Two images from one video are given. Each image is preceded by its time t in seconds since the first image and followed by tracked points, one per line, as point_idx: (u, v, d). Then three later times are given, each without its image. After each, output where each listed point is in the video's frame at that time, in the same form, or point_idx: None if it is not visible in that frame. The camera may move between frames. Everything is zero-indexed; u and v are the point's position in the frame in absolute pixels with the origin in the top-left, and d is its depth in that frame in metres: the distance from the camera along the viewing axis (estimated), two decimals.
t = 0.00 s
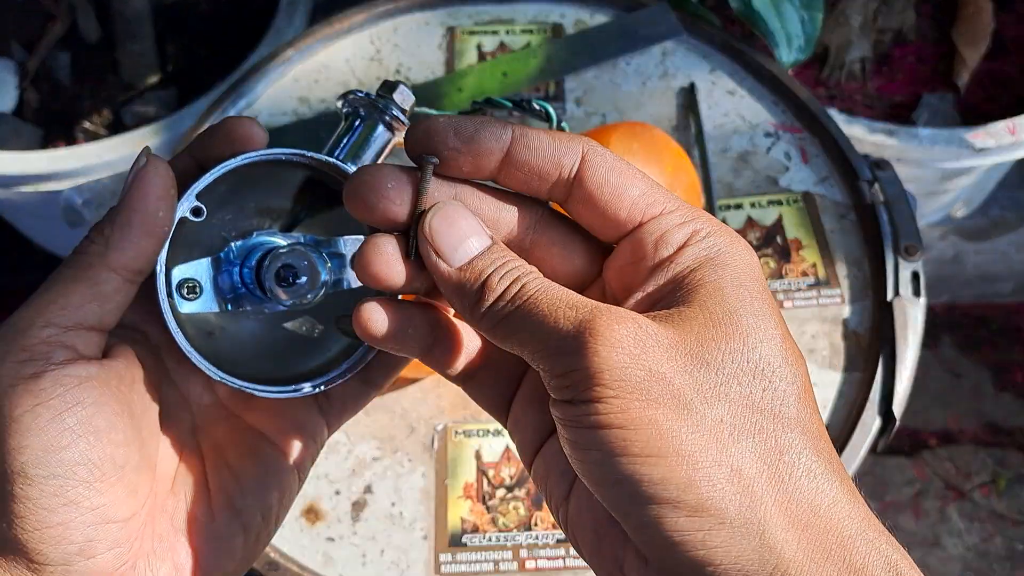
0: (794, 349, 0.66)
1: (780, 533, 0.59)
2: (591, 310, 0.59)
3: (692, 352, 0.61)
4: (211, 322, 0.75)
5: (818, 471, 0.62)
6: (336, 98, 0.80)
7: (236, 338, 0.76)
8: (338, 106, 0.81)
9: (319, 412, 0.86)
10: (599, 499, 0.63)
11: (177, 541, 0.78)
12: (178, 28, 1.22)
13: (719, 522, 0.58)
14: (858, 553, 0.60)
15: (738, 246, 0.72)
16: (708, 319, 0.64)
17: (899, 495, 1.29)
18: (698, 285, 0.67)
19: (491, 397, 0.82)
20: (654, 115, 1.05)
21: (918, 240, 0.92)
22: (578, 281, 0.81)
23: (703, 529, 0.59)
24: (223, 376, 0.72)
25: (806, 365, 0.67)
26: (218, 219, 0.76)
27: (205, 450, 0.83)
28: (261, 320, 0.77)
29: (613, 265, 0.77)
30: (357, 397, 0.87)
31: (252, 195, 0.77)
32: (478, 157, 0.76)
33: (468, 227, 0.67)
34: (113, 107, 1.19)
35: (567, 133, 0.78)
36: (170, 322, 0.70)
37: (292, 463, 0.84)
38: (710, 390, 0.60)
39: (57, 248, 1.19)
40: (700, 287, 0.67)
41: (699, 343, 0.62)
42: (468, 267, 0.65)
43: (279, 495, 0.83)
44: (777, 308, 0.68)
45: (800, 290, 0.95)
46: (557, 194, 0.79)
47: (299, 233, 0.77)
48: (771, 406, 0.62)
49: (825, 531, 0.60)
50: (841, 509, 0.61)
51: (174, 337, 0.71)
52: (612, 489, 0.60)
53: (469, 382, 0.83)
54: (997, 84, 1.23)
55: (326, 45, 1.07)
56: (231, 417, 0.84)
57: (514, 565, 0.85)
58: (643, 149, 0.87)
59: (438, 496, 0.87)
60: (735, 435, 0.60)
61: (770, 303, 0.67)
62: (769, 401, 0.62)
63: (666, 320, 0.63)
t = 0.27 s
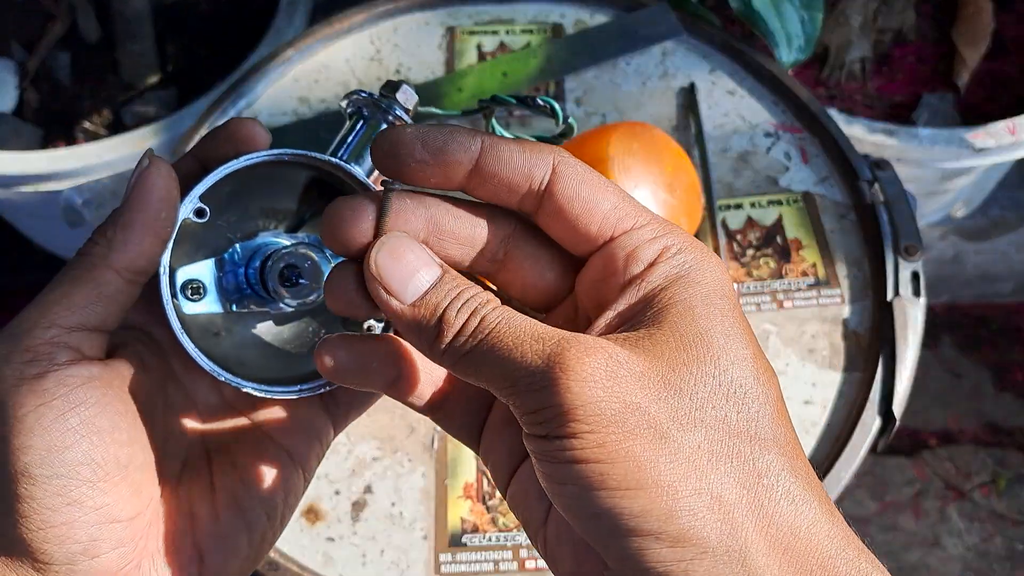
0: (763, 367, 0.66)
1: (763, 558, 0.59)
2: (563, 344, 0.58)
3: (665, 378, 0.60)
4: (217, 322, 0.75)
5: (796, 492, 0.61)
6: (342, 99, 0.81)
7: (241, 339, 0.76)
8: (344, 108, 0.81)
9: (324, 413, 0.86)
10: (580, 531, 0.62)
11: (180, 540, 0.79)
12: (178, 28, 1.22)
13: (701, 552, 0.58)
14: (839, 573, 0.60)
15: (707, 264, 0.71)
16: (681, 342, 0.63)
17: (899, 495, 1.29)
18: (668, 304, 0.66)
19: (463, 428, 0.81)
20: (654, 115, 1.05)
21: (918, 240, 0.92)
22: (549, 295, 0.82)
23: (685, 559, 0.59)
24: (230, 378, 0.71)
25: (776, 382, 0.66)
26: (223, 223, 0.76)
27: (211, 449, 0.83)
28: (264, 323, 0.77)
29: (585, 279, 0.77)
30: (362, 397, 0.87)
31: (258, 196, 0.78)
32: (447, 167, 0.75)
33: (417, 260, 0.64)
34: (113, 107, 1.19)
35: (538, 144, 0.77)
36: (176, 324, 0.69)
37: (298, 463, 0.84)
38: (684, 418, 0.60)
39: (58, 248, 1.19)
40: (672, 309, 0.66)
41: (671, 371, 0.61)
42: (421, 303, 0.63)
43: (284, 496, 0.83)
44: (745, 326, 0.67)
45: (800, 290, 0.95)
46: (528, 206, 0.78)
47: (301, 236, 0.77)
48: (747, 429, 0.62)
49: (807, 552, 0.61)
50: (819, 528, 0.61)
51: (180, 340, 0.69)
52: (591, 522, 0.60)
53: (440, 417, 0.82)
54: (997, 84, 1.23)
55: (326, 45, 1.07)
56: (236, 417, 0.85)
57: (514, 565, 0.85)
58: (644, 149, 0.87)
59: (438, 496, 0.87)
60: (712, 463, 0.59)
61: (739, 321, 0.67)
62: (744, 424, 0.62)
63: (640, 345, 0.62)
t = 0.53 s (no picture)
0: (800, 402, 0.65)
1: None
2: (594, 355, 0.58)
3: (694, 402, 0.60)
4: (208, 324, 0.75)
5: (816, 534, 0.61)
6: (329, 100, 0.81)
7: (234, 341, 0.76)
8: (331, 109, 0.81)
9: (317, 411, 0.87)
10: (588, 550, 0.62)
11: (172, 542, 0.78)
12: (178, 28, 1.22)
13: None
14: None
15: (748, 290, 0.70)
16: (715, 365, 0.63)
17: (899, 495, 1.29)
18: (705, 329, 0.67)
19: (481, 438, 0.81)
20: (653, 115, 1.05)
21: (918, 240, 0.92)
22: (586, 305, 0.83)
23: None
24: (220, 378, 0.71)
25: (811, 419, 0.66)
26: (213, 223, 0.76)
27: (204, 452, 0.83)
28: (256, 323, 0.76)
29: (624, 294, 0.77)
30: (353, 395, 0.87)
31: (247, 198, 0.77)
32: (488, 181, 0.74)
33: (448, 248, 0.63)
34: (113, 107, 1.19)
35: (580, 154, 0.76)
36: (165, 324, 0.69)
37: (291, 462, 0.84)
38: (711, 444, 0.60)
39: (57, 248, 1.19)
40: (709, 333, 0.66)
41: (703, 395, 0.61)
42: (452, 295, 0.62)
43: (276, 497, 0.83)
44: (784, 359, 0.67)
45: (800, 290, 0.95)
46: (569, 218, 0.78)
47: (291, 236, 0.77)
48: (774, 461, 0.61)
49: None
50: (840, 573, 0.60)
51: (170, 340, 0.70)
52: (600, 542, 0.60)
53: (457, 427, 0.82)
54: (997, 84, 1.23)
55: (326, 45, 1.07)
56: (229, 416, 0.85)
57: (514, 565, 0.86)
58: (643, 148, 0.87)
59: (438, 496, 0.87)
60: (732, 493, 0.59)
61: (778, 352, 0.66)
62: (770, 456, 0.61)
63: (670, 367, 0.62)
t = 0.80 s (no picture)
0: (843, 404, 0.64)
1: None
2: (635, 349, 0.58)
3: (736, 399, 0.60)
4: (211, 319, 0.74)
5: (859, 538, 0.59)
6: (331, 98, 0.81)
7: (238, 335, 0.75)
8: (333, 106, 0.81)
9: (319, 404, 0.87)
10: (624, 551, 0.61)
11: (177, 536, 0.78)
12: (177, 28, 1.22)
13: None
14: None
15: (789, 288, 0.70)
16: (756, 362, 0.63)
17: (899, 495, 1.29)
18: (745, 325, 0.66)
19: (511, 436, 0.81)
20: (653, 115, 1.06)
21: (918, 240, 0.92)
22: (620, 302, 0.83)
23: None
24: (224, 372, 0.71)
25: (854, 421, 0.65)
26: (216, 219, 0.75)
27: (207, 450, 0.82)
28: (260, 317, 0.76)
29: (659, 290, 0.77)
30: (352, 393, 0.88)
31: (249, 196, 0.77)
32: (524, 178, 0.74)
33: (497, 237, 0.64)
34: (113, 107, 1.19)
35: (614, 148, 0.76)
36: (170, 319, 0.70)
37: (295, 455, 0.84)
38: (753, 442, 0.59)
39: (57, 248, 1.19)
40: (749, 330, 0.66)
41: (744, 392, 0.61)
42: (498, 281, 0.62)
43: (281, 489, 0.83)
44: (827, 359, 0.66)
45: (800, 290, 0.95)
46: (604, 214, 0.78)
47: (293, 232, 0.77)
48: (816, 461, 0.60)
49: None
50: None
51: (176, 335, 0.70)
52: (638, 542, 0.59)
53: (487, 423, 0.82)
54: (997, 84, 1.23)
55: (326, 45, 1.07)
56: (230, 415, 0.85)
57: (514, 565, 0.86)
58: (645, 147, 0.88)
59: (438, 496, 0.87)
60: (774, 495, 0.58)
61: (820, 353, 0.66)
62: (811, 456, 0.61)
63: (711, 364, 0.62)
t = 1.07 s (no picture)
0: (872, 413, 0.64)
1: None
2: (660, 379, 0.58)
3: (766, 418, 0.60)
4: (217, 318, 0.75)
5: (894, 548, 0.60)
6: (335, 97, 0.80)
7: (243, 335, 0.76)
8: (336, 106, 0.80)
9: (324, 400, 0.86)
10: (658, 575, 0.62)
11: (185, 534, 0.78)
12: (177, 28, 1.22)
13: None
14: None
15: (813, 295, 0.69)
16: (785, 377, 0.62)
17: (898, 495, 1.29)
18: (771, 336, 0.66)
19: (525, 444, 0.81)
20: (653, 115, 1.06)
21: (918, 240, 0.92)
22: (637, 305, 0.85)
23: None
24: (230, 371, 0.72)
25: (883, 428, 0.65)
26: (223, 219, 0.76)
27: (214, 443, 0.83)
28: (265, 317, 0.77)
29: (676, 294, 0.79)
30: (352, 392, 0.88)
31: (253, 197, 0.78)
32: (533, 178, 0.74)
33: (498, 270, 0.64)
34: (113, 107, 1.19)
35: (628, 148, 0.76)
36: (177, 318, 0.70)
37: (300, 453, 0.84)
38: (785, 463, 0.59)
39: (57, 248, 1.19)
40: (776, 343, 0.65)
41: (775, 411, 0.60)
42: (502, 317, 0.63)
43: (289, 487, 0.83)
44: (856, 367, 0.65)
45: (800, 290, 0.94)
46: (617, 216, 0.79)
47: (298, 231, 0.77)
48: (848, 476, 0.61)
49: None
50: None
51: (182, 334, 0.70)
52: (674, 569, 0.60)
53: (503, 434, 0.82)
54: (997, 84, 1.23)
55: (326, 45, 1.07)
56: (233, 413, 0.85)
57: (514, 564, 0.86)
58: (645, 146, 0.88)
59: (438, 496, 0.87)
60: (810, 516, 0.59)
61: (849, 361, 0.65)
62: (844, 470, 0.61)
63: (739, 380, 0.61)
